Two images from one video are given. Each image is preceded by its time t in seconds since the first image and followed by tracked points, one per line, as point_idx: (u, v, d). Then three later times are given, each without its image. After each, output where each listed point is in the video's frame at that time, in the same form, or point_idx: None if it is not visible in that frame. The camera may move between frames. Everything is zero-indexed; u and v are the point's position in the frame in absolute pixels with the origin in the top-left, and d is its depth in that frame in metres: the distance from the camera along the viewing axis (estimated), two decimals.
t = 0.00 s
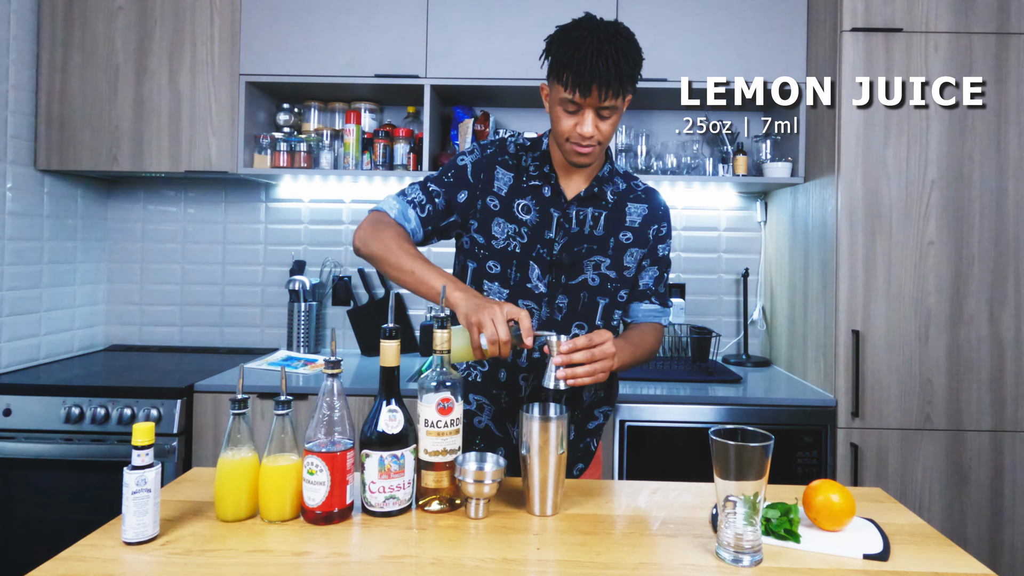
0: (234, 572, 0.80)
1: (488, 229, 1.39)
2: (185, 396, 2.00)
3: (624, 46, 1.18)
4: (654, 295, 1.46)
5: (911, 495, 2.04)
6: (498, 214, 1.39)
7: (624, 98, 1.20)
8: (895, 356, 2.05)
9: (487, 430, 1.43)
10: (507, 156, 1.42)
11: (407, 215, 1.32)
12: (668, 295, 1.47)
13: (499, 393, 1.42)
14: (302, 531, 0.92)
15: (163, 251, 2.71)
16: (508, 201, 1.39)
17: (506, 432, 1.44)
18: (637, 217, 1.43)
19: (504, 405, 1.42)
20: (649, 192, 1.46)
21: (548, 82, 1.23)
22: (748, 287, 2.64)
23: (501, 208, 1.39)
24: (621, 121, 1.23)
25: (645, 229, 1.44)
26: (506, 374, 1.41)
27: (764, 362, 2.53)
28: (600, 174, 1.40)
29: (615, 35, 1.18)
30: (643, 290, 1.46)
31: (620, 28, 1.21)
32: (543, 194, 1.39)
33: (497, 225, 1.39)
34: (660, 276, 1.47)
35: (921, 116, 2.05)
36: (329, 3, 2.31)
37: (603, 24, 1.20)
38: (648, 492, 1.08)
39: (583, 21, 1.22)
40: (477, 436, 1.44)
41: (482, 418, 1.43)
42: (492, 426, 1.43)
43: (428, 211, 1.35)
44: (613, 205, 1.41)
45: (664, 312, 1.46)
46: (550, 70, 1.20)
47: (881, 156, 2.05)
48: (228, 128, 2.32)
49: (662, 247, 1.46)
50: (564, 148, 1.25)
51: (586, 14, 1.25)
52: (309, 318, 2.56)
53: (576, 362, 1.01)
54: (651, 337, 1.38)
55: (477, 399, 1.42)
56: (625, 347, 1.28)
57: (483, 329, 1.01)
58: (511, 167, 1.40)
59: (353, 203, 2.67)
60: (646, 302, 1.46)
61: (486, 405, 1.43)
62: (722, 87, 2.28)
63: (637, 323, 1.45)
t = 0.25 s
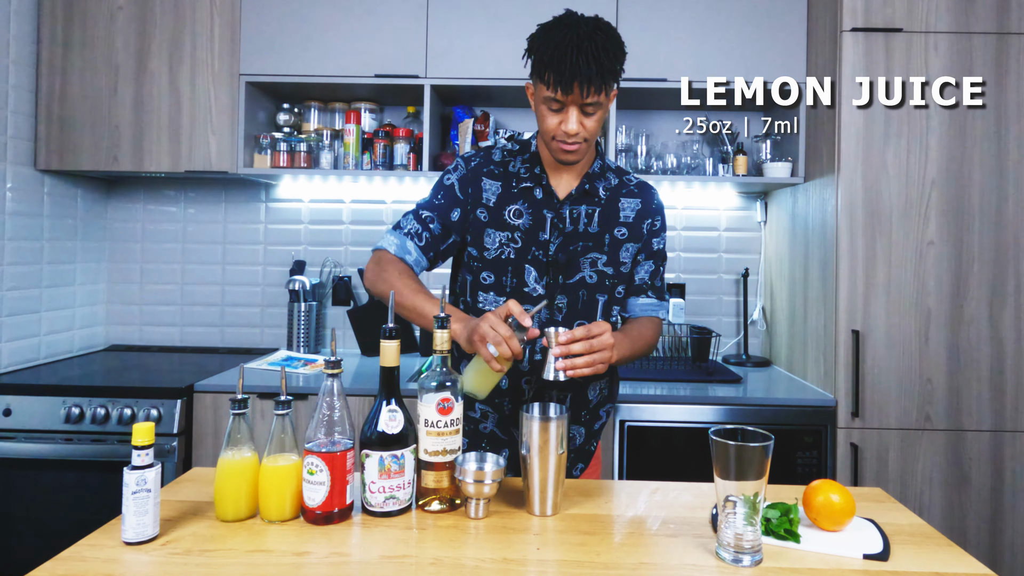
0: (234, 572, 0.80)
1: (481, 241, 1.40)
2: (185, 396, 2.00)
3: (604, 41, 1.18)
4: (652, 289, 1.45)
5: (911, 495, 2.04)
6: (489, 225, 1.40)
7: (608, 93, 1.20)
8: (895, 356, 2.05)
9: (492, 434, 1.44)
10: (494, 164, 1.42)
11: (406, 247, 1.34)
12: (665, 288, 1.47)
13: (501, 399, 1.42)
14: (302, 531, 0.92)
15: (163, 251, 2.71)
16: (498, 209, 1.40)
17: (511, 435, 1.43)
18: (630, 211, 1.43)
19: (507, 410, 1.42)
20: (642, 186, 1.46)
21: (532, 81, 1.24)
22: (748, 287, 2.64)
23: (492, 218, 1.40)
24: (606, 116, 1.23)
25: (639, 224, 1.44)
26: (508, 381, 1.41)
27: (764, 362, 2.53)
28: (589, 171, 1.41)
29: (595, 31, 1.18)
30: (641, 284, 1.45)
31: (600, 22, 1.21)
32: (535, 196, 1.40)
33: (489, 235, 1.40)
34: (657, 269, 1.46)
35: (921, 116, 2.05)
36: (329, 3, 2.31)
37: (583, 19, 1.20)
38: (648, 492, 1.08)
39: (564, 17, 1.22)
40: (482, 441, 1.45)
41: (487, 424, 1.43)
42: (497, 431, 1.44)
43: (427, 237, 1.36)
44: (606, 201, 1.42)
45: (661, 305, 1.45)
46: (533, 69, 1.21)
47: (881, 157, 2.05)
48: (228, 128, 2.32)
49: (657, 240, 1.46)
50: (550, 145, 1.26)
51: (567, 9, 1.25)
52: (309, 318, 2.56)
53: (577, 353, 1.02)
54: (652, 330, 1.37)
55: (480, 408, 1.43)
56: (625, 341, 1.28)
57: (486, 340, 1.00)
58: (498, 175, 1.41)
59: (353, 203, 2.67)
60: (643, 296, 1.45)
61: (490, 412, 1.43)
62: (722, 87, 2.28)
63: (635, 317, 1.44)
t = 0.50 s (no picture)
0: (235, 572, 0.80)
1: (469, 250, 1.42)
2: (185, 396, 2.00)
3: (564, 33, 1.19)
4: (654, 275, 1.42)
5: (911, 495, 2.04)
6: (475, 233, 1.42)
7: (574, 85, 1.20)
8: (895, 356, 2.05)
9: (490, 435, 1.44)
10: (473, 174, 1.44)
11: (415, 277, 1.39)
12: (669, 271, 1.44)
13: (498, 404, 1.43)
14: (303, 531, 0.92)
15: (163, 251, 2.71)
16: (483, 216, 1.42)
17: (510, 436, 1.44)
18: (617, 200, 1.43)
19: (503, 412, 1.42)
20: (628, 174, 1.45)
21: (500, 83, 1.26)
22: (748, 287, 2.64)
23: (478, 227, 1.42)
24: (575, 107, 1.23)
25: (628, 212, 1.43)
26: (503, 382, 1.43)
27: (764, 362, 2.53)
28: (570, 165, 1.42)
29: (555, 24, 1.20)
30: (641, 273, 1.43)
31: (560, 17, 1.22)
32: (518, 197, 1.41)
33: (477, 243, 1.42)
34: (656, 255, 1.43)
35: (921, 116, 2.05)
36: (329, 3, 2.31)
37: (542, 15, 1.22)
38: (648, 492, 1.08)
39: (524, 16, 1.24)
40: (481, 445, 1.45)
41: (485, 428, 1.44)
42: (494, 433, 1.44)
43: (430, 263, 1.41)
44: (591, 192, 1.42)
45: (669, 289, 1.42)
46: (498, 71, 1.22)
47: (881, 157, 2.05)
48: (228, 128, 2.32)
49: (650, 226, 1.43)
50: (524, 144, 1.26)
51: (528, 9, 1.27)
52: (309, 318, 2.56)
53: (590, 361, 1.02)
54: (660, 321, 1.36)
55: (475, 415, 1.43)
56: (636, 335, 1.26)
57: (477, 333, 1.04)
58: (478, 184, 1.42)
59: (353, 203, 2.67)
60: (647, 284, 1.42)
61: (486, 417, 1.43)
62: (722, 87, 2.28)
63: (643, 306, 1.41)
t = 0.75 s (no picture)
0: (234, 572, 0.80)
1: (460, 254, 1.46)
2: (185, 396, 2.00)
3: (513, 33, 1.20)
4: (658, 262, 1.39)
5: (911, 495, 2.04)
6: (464, 237, 1.45)
7: (534, 82, 1.22)
8: (894, 357, 2.05)
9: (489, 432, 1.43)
10: (458, 180, 1.47)
11: (412, 283, 1.48)
12: (674, 256, 1.40)
13: (495, 404, 1.45)
14: (303, 531, 0.92)
15: (163, 251, 2.71)
16: (470, 220, 1.45)
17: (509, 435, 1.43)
18: (603, 193, 1.43)
19: (501, 412, 1.44)
20: (614, 166, 1.45)
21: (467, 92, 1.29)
22: (748, 287, 2.64)
23: (466, 231, 1.45)
24: (538, 104, 1.24)
25: (615, 204, 1.42)
26: (499, 385, 1.46)
27: (764, 362, 2.53)
28: (553, 162, 1.43)
29: (504, 24, 1.20)
30: (643, 263, 1.41)
31: (511, 15, 1.23)
32: (503, 198, 1.43)
33: (467, 247, 1.45)
34: (657, 242, 1.41)
35: (921, 116, 2.05)
36: (329, 3, 2.31)
37: (493, 17, 1.23)
38: (648, 492, 1.08)
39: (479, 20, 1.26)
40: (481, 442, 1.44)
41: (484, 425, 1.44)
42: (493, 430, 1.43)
43: (425, 268, 1.48)
44: (575, 188, 1.42)
45: (676, 274, 1.39)
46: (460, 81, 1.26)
47: (881, 157, 2.05)
48: (228, 128, 2.32)
49: (641, 215, 1.41)
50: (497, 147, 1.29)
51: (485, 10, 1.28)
52: (309, 318, 2.56)
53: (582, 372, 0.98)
54: (673, 311, 1.32)
55: (475, 414, 1.44)
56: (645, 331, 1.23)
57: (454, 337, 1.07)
58: (464, 189, 1.46)
59: (353, 203, 2.67)
60: (653, 273, 1.39)
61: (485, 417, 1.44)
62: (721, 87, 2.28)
63: (653, 296, 1.38)
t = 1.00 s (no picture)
0: (234, 572, 0.80)
1: (455, 254, 1.47)
2: (185, 396, 2.00)
3: (491, 36, 1.20)
4: (654, 260, 1.38)
5: (911, 495, 2.04)
6: (458, 238, 1.46)
7: (514, 83, 1.21)
8: (894, 357, 2.05)
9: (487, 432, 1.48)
10: (454, 180, 1.48)
11: (411, 283, 1.53)
12: (672, 252, 1.39)
13: (492, 403, 1.47)
14: (303, 531, 0.92)
15: (163, 251, 2.71)
16: (465, 220, 1.45)
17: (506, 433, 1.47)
18: (597, 192, 1.42)
19: (498, 412, 1.46)
20: (608, 165, 1.44)
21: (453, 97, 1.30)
22: (748, 287, 2.64)
23: (460, 232, 1.46)
24: (520, 105, 1.24)
25: (609, 202, 1.41)
26: (495, 384, 1.46)
27: (764, 362, 2.53)
28: (547, 161, 1.42)
29: (482, 28, 1.21)
30: (641, 261, 1.40)
31: (490, 18, 1.23)
32: (497, 199, 1.43)
33: (462, 247, 1.46)
34: (653, 239, 1.39)
35: (921, 116, 2.05)
36: (329, 3, 2.31)
37: (472, 21, 1.23)
38: (648, 492, 1.08)
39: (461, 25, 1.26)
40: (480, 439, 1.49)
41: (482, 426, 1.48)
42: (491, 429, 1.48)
43: (423, 268, 1.52)
44: (569, 187, 1.42)
45: (674, 270, 1.38)
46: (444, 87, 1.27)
47: (880, 157, 2.05)
48: (228, 129, 2.32)
49: (636, 213, 1.40)
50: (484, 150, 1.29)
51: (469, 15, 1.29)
52: (309, 318, 2.56)
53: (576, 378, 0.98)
54: (673, 307, 1.31)
55: (473, 413, 1.49)
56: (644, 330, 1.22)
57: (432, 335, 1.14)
58: (459, 189, 1.47)
59: (353, 203, 2.67)
60: (651, 270, 1.38)
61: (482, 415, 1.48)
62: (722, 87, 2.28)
63: (652, 293, 1.38)
